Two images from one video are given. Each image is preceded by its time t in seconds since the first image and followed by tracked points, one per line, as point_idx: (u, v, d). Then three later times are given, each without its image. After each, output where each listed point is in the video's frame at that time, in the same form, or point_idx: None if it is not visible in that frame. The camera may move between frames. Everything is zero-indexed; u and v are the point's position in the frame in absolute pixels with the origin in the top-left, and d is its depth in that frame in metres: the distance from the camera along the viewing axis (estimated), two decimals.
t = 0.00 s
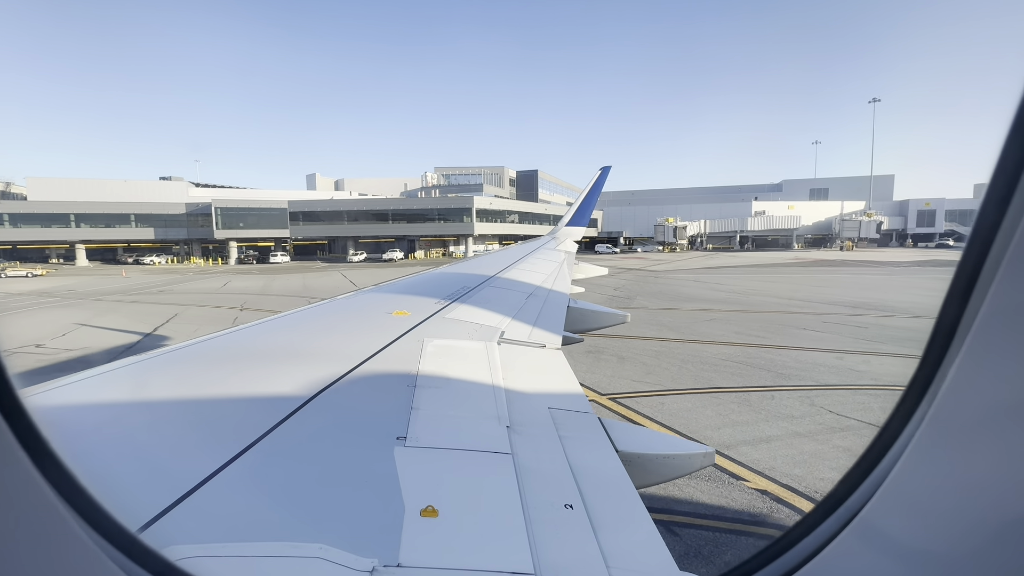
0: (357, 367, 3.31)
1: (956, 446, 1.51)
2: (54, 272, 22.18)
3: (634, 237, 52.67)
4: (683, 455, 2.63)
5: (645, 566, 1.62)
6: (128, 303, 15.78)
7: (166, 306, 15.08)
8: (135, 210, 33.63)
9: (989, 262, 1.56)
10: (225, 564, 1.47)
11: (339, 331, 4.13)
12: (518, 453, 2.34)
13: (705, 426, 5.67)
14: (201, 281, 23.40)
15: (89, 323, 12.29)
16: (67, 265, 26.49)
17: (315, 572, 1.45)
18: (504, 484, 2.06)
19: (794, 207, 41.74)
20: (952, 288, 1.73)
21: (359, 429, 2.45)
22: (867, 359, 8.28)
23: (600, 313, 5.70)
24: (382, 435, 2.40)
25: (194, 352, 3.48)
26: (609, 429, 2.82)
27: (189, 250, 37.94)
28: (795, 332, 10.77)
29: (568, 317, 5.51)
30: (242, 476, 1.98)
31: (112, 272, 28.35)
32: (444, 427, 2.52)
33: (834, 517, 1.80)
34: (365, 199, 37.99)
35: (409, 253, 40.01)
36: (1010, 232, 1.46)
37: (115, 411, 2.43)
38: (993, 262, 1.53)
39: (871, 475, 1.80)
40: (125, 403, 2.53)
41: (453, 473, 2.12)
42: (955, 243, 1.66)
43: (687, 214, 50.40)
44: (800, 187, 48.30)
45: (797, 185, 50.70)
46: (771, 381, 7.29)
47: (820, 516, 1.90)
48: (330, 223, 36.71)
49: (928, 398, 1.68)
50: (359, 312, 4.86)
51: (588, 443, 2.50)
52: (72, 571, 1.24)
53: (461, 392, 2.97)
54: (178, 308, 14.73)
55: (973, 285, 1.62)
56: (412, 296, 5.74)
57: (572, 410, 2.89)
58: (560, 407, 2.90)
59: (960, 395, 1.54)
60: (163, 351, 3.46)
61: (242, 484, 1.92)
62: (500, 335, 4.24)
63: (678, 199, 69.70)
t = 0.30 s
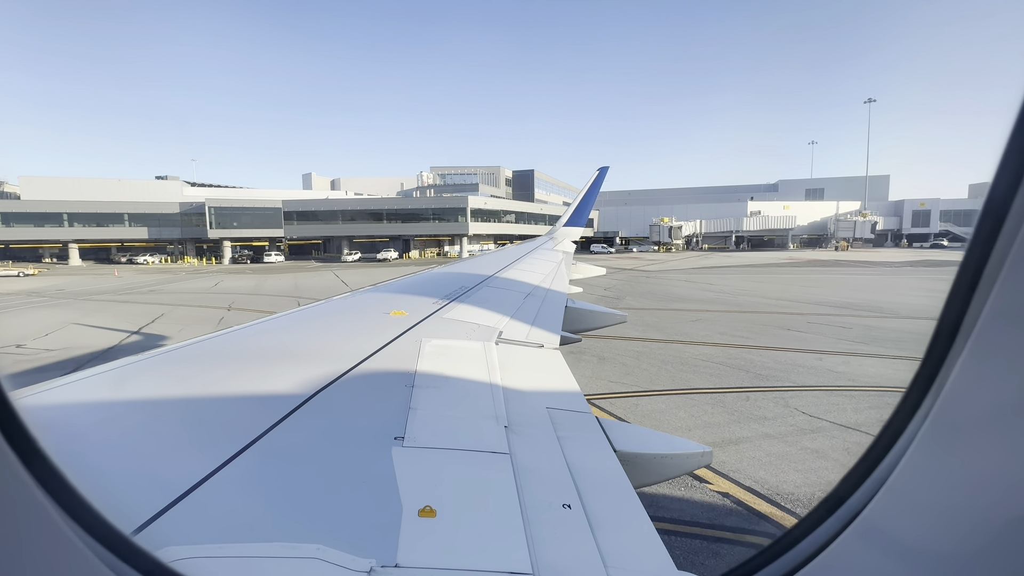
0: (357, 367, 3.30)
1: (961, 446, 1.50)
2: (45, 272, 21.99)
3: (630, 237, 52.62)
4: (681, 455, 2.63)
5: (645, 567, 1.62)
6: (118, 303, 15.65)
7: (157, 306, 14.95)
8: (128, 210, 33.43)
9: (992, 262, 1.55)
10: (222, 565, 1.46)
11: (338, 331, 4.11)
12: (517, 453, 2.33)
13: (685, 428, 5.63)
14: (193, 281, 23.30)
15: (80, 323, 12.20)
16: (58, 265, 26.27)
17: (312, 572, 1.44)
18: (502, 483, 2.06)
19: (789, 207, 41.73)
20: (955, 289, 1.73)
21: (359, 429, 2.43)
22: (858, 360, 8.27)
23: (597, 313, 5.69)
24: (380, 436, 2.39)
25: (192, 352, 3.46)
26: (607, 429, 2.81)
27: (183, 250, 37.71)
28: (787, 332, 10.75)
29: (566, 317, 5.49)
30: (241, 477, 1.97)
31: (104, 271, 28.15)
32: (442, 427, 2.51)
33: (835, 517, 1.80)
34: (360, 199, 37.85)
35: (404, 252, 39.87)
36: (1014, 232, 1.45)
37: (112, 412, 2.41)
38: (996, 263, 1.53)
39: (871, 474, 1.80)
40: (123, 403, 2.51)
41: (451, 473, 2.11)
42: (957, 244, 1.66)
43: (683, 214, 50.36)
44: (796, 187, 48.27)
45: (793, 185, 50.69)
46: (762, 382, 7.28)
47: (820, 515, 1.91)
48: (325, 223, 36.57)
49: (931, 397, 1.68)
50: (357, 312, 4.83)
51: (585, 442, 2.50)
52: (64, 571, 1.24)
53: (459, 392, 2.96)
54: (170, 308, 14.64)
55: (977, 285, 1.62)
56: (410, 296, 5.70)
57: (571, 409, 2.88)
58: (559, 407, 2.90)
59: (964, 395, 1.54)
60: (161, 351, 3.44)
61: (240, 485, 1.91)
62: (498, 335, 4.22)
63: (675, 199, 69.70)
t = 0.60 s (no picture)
0: (355, 367, 3.29)
1: (956, 446, 1.50)
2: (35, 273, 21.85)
3: (626, 237, 52.60)
4: (679, 454, 2.63)
5: (643, 567, 1.61)
6: (109, 304, 15.54)
7: (149, 306, 14.85)
8: (121, 209, 33.25)
9: (988, 262, 1.56)
10: (218, 565, 1.45)
11: (335, 331, 4.09)
12: (515, 453, 2.33)
13: (671, 427, 5.62)
14: (184, 281, 23.26)
15: (72, 323, 12.17)
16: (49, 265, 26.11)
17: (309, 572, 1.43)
18: (500, 483, 2.06)
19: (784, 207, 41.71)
20: (953, 289, 1.74)
21: (356, 429, 2.43)
22: (844, 360, 8.26)
23: (594, 313, 5.68)
24: (377, 436, 2.38)
25: (187, 352, 3.43)
26: (605, 430, 2.80)
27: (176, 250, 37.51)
28: (778, 332, 10.76)
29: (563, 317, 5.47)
30: (238, 477, 1.96)
31: (97, 271, 27.96)
32: (439, 427, 2.50)
33: (832, 517, 1.79)
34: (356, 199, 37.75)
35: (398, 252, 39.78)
36: (1011, 231, 1.46)
37: (108, 412, 2.39)
38: (993, 262, 1.53)
39: (869, 474, 1.80)
40: (120, 403, 2.50)
41: (448, 472, 2.10)
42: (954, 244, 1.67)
43: (678, 214, 50.39)
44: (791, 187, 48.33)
45: (789, 185, 50.73)
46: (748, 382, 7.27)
47: (818, 515, 1.90)
48: (320, 223, 36.47)
49: (929, 396, 1.68)
50: (355, 312, 4.80)
51: (582, 442, 2.50)
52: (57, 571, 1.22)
53: (458, 392, 2.95)
54: (163, 308, 14.62)
55: (974, 284, 1.63)
56: (407, 296, 5.67)
57: (567, 410, 2.88)
58: (556, 407, 2.89)
59: (960, 394, 1.54)
60: (158, 351, 3.42)
61: (236, 485, 1.90)
62: (495, 335, 4.20)
63: (671, 198, 69.74)
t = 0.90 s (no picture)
0: (353, 367, 3.28)
1: (949, 446, 1.51)
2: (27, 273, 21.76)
3: (622, 237, 52.66)
4: (676, 455, 2.63)
5: (640, 566, 1.61)
6: (101, 305, 15.46)
7: (143, 307, 14.79)
8: (115, 209, 33.15)
9: (978, 260, 1.56)
10: (216, 566, 1.45)
11: (332, 331, 4.08)
12: (513, 454, 2.33)
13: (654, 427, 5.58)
14: (176, 281, 23.24)
15: (66, 324, 12.11)
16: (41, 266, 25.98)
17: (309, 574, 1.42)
18: (497, 483, 2.06)
19: (780, 207, 41.89)
20: (945, 287, 1.74)
21: (354, 430, 2.42)
22: (835, 360, 8.27)
23: (592, 313, 5.68)
24: (374, 438, 2.37)
25: (185, 353, 3.41)
26: (604, 430, 2.80)
27: (172, 250, 37.39)
28: (771, 332, 10.77)
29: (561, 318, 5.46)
30: (235, 478, 1.96)
31: (90, 272, 27.84)
32: (438, 428, 2.49)
33: (827, 517, 1.80)
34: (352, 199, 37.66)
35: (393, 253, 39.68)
36: (1001, 231, 1.46)
37: (105, 412, 2.38)
38: (983, 261, 1.53)
39: (863, 474, 1.81)
40: (118, 403, 2.49)
41: (447, 474, 2.09)
42: (945, 244, 1.67)
43: (674, 214, 50.41)
44: (787, 187, 48.37)
45: (785, 185, 50.84)
46: (740, 381, 7.26)
47: (812, 515, 1.92)
48: (316, 223, 36.39)
49: (921, 396, 1.69)
50: (353, 313, 4.77)
51: (581, 442, 2.50)
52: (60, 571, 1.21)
53: (455, 393, 2.95)
54: (157, 309, 14.62)
55: (966, 283, 1.62)
56: (406, 296, 5.63)
57: (565, 410, 2.88)
58: (554, 408, 2.89)
59: (950, 395, 1.54)
60: (155, 351, 3.40)
61: (233, 486, 1.89)
62: (493, 335, 4.20)
63: (668, 199, 69.86)
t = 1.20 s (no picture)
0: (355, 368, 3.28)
1: (951, 454, 1.56)
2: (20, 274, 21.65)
3: (620, 238, 52.55)
4: (675, 455, 2.63)
5: (640, 569, 1.60)
6: (94, 306, 15.37)
7: (135, 309, 14.70)
8: (109, 210, 33.11)
9: (981, 272, 1.65)
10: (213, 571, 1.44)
11: (331, 332, 4.05)
12: (513, 456, 2.31)
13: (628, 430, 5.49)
14: (170, 282, 23.24)
15: (58, 325, 12.03)
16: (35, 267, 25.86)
17: None
18: (498, 485, 2.05)
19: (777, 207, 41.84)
20: (950, 298, 1.83)
21: (354, 432, 2.42)
22: (826, 361, 8.22)
23: (591, 314, 5.67)
24: (373, 440, 2.35)
25: (182, 355, 3.36)
26: (603, 431, 2.78)
27: (167, 251, 37.24)
28: (766, 333, 10.71)
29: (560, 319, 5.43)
30: (234, 480, 1.94)
31: (85, 273, 27.72)
32: (437, 430, 2.48)
33: (829, 527, 1.88)
34: (349, 199, 37.57)
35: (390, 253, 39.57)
36: (1003, 246, 1.53)
37: (101, 416, 2.35)
38: (984, 274, 1.62)
39: (864, 485, 1.90)
40: (115, 406, 2.47)
41: (447, 476, 2.08)
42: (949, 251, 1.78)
43: (671, 214, 50.33)
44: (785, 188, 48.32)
45: (783, 186, 50.72)
46: (737, 382, 7.26)
47: (816, 523, 2.01)
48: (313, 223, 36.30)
49: (925, 407, 1.75)
50: (351, 314, 4.70)
51: (580, 444, 2.49)
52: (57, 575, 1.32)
53: (454, 394, 2.93)
54: (153, 309, 14.64)
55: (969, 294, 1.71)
56: (404, 297, 5.56)
57: (564, 411, 2.87)
58: (554, 409, 2.88)
59: (955, 403, 1.59)
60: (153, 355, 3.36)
61: (231, 489, 1.87)
62: (492, 336, 4.18)
63: (666, 199, 69.81)
